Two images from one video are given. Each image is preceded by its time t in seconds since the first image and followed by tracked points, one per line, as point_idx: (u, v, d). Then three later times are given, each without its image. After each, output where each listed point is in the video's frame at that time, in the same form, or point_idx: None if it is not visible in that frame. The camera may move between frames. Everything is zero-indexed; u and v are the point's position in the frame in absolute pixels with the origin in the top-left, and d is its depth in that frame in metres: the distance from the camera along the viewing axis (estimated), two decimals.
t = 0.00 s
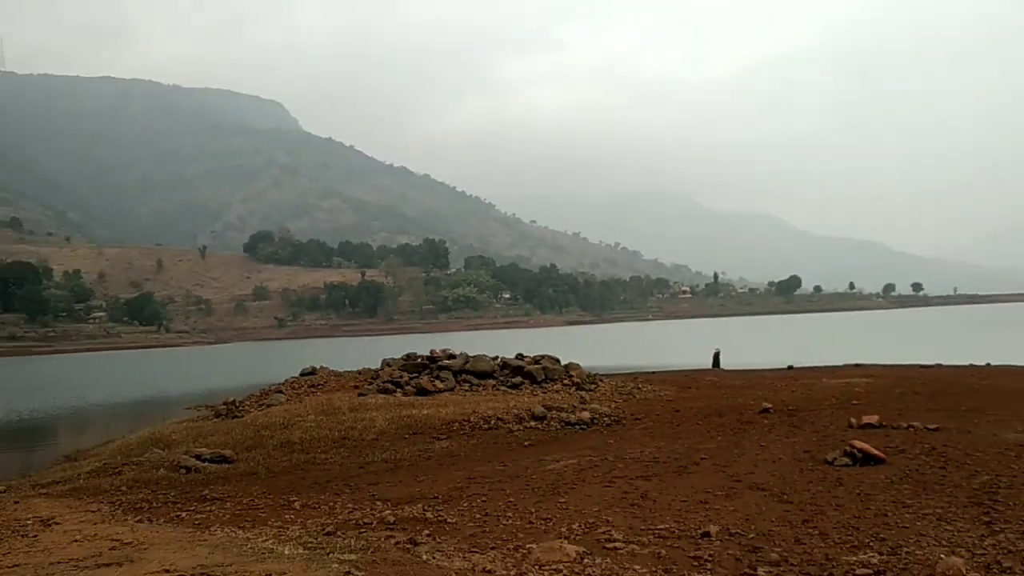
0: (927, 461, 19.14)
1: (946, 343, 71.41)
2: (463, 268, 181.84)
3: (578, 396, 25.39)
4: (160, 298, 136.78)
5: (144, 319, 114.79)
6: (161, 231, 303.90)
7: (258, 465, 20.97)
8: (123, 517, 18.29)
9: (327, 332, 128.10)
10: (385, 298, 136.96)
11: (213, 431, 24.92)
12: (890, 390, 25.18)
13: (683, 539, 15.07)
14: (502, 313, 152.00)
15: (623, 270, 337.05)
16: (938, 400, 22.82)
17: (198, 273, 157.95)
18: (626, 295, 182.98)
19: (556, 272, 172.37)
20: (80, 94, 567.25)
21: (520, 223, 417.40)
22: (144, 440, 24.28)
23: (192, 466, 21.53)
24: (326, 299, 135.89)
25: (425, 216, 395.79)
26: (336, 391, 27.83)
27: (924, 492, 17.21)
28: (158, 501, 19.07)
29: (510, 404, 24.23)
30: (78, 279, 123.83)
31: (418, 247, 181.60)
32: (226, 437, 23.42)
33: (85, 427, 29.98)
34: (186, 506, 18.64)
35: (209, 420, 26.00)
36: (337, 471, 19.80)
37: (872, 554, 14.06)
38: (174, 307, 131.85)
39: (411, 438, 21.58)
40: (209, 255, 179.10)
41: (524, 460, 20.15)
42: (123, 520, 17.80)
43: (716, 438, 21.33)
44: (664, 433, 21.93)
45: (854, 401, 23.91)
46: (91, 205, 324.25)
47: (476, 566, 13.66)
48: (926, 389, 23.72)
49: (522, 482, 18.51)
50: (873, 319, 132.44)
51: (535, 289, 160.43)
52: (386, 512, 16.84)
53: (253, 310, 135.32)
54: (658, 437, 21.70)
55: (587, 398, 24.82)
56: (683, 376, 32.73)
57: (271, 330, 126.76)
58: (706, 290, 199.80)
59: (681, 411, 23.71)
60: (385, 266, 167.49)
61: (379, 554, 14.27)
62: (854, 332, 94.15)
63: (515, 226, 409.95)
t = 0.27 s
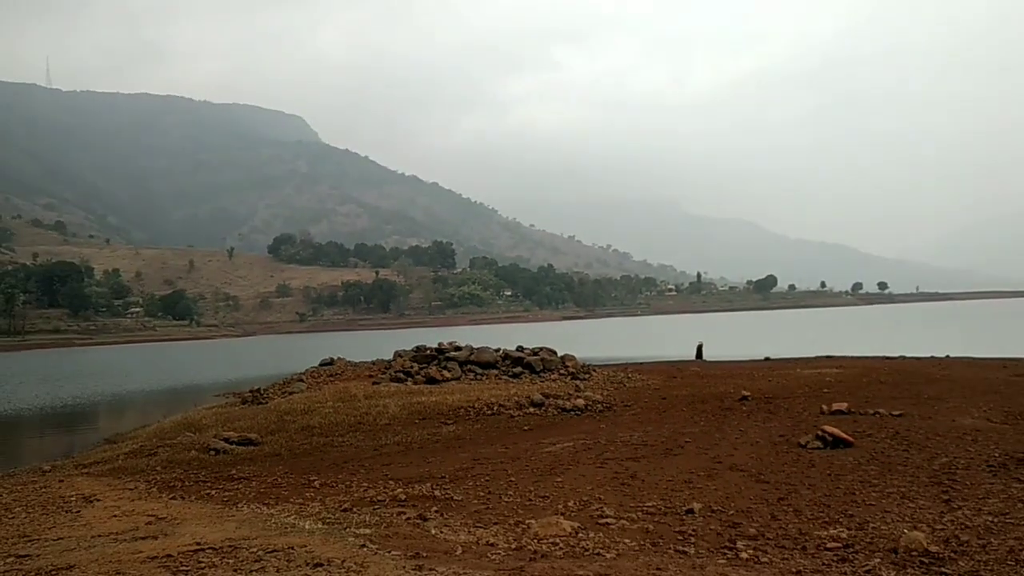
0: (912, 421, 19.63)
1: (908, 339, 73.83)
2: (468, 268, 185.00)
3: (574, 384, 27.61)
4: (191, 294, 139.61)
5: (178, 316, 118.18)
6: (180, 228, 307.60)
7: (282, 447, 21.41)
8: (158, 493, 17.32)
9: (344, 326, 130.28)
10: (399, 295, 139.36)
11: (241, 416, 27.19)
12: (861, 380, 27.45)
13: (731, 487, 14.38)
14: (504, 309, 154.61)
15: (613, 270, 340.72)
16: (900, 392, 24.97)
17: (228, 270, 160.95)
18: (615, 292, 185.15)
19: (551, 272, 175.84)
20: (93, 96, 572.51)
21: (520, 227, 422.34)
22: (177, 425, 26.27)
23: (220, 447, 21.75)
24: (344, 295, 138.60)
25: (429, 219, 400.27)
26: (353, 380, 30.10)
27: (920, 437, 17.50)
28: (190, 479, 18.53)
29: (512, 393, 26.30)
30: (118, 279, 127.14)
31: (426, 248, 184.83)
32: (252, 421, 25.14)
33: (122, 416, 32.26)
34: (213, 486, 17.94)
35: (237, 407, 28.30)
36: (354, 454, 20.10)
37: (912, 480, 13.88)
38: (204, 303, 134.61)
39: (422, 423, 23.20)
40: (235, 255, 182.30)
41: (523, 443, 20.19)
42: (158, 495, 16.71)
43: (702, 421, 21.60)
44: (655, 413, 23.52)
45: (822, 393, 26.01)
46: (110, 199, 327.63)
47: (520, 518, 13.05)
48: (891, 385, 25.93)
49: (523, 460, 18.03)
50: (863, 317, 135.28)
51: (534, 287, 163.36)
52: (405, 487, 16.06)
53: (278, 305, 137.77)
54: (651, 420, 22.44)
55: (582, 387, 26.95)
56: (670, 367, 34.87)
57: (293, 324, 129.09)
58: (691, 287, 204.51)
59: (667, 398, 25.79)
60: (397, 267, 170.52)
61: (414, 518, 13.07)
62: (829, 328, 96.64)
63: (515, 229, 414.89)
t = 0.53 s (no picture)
0: (912, 423, 19.63)
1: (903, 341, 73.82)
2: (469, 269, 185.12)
3: (573, 386, 27.66)
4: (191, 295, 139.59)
5: (179, 316, 118.43)
6: (182, 229, 307.81)
7: (282, 448, 21.44)
8: (159, 494, 17.41)
9: (345, 328, 130.35)
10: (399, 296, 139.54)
11: (242, 417, 27.20)
12: (860, 381, 27.55)
13: (730, 487, 14.43)
14: (505, 310, 154.74)
15: (612, 271, 341.04)
16: (899, 394, 25.04)
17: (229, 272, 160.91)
18: (615, 294, 185.37)
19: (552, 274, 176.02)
20: (93, 98, 573.10)
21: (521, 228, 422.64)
22: (178, 426, 26.25)
23: (220, 448, 21.81)
24: (344, 296, 138.72)
25: (430, 219, 400.55)
26: (354, 381, 30.16)
27: (919, 438, 17.53)
28: (190, 479, 18.58)
29: (512, 394, 26.33)
30: (118, 280, 127.11)
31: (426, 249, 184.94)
32: (253, 422, 25.13)
33: (123, 416, 32.38)
34: (213, 485, 18.01)
35: (237, 408, 28.32)
36: (354, 455, 20.13)
37: (911, 481, 13.92)
38: (204, 304, 134.64)
39: (422, 424, 23.25)
40: (238, 256, 182.45)
41: (522, 444, 20.21)
42: (159, 496, 16.78)
43: (700, 422, 21.69)
44: (653, 415, 23.55)
45: (822, 394, 26.07)
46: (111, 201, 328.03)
47: (520, 519, 13.11)
48: (890, 387, 26.10)
49: (522, 461, 18.06)
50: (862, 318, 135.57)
51: (535, 288, 163.45)
52: (405, 488, 16.11)
53: (279, 307, 137.79)
54: (650, 421, 22.50)
55: (582, 388, 27.02)
56: (668, 368, 34.87)
57: (293, 326, 129.01)
58: (692, 289, 204.69)
59: (667, 400, 25.83)
60: (397, 268, 170.66)
61: (414, 518, 13.13)
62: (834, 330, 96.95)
63: (516, 229, 415.01)
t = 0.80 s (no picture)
0: (911, 424, 19.66)
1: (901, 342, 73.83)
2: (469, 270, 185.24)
3: (573, 386, 27.70)
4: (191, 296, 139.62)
5: (179, 316, 118.41)
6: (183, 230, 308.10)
7: (283, 449, 21.48)
8: (159, 494, 17.43)
9: (346, 328, 130.48)
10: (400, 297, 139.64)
11: (242, 418, 27.20)
12: (860, 383, 27.60)
13: (730, 488, 14.47)
14: (505, 311, 154.85)
15: (612, 271, 341.19)
16: (899, 394, 25.08)
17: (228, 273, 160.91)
18: (615, 295, 185.46)
19: (553, 275, 176.09)
20: (94, 99, 573.36)
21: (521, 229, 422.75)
22: (178, 427, 26.24)
23: (221, 448, 21.81)
24: (345, 296, 138.79)
25: (430, 220, 400.88)
26: (355, 381, 30.21)
27: (918, 439, 17.58)
28: (191, 480, 18.59)
29: (511, 395, 26.37)
30: (118, 281, 127.10)
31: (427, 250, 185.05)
32: (253, 423, 25.14)
33: (123, 417, 32.41)
34: (214, 485, 18.06)
35: (238, 409, 28.36)
36: (355, 456, 20.17)
37: (910, 483, 13.94)
38: (204, 305, 134.66)
39: (422, 425, 23.30)
40: (238, 257, 182.46)
41: (522, 445, 20.25)
42: (159, 496, 16.79)
43: (700, 422, 21.74)
44: (653, 415, 23.60)
45: (821, 395, 26.13)
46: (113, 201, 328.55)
47: (520, 519, 13.14)
48: (890, 388, 26.16)
49: (522, 462, 18.08)
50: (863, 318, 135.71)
51: (535, 289, 163.47)
52: (405, 488, 16.14)
53: (279, 307, 137.83)
54: (651, 422, 22.52)
55: (582, 389, 27.06)
56: (668, 369, 34.89)
57: (294, 326, 128.99)
58: (693, 290, 204.88)
59: (667, 401, 25.88)
60: (398, 269, 170.81)
61: (414, 518, 13.16)
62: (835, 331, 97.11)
63: (516, 230, 415.33)
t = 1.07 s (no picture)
0: (911, 424, 19.65)
1: (903, 342, 73.68)
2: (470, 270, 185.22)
3: (573, 386, 27.72)
4: (192, 296, 139.67)
5: (180, 317, 118.31)
6: (184, 230, 308.04)
7: (284, 448, 21.49)
8: (160, 494, 17.41)
9: (346, 328, 130.48)
10: (400, 297, 139.63)
11: (243, 418, 27.22)
12: (860, 383, 27.58)
13: (730, 488, 14.48)
14: (506, 311, 154.83)
15: (613, 271, 341.04)
16: (898, 395, 25.06)
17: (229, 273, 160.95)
18: (616, 295, 185.38)
19: (554, 275, 176.03)
20: (94, 99, 573.51)
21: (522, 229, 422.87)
22: (179, 427, 26.23)
23: (222, 448, 21.81)
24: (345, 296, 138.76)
25: (431, 220, 400.86)
26: (356, 381, 30.22)
27: (919, 439, 17.59)
28: (192, 479, 18.59)
29: (512, 395, 26.40)
30: (119, 281, 127.04)
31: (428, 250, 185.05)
32: (254, 423, 25.13)
33: (124, 416, 32.41)
34: (216, 485, 18.05)
35: (238, 408, 28.39)
36: (355, 455, 20.22)
37: (911, 483, 13.93)
38: (205, 305, 134.61)
39: (423, 425, 23.29)
40: (239, 256, 182.45)
41: (523, 444, 20.27)
42: (159, 496, 16.78)
43: (701, 422, 21.77)
44: (653, 415, 23.60)
45: (822, 394, 26.13)
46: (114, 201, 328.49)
47: (521, 519, 13.14)
48: (891, 388, 26.16)
49: (523, 462, 18.11)
50: (863, 319, 135.66)
51: (536, 289, 163.38)
52: (406, 488, 16.15)
53: (279, 307, 137.80)
54: (651, 422, 22.53)
55: (582, 389, 27.07)
56: (669, 369, 34.86)
57: (295, 326, 128.97)
58: (694, 290, 204.79)
59: (668, 401, 25.90)
60: (398, 268, 170.81)
61: (415, 518, 13.17)
62: (837, 331, 97.00)
63: (517, 230, 415.30)
